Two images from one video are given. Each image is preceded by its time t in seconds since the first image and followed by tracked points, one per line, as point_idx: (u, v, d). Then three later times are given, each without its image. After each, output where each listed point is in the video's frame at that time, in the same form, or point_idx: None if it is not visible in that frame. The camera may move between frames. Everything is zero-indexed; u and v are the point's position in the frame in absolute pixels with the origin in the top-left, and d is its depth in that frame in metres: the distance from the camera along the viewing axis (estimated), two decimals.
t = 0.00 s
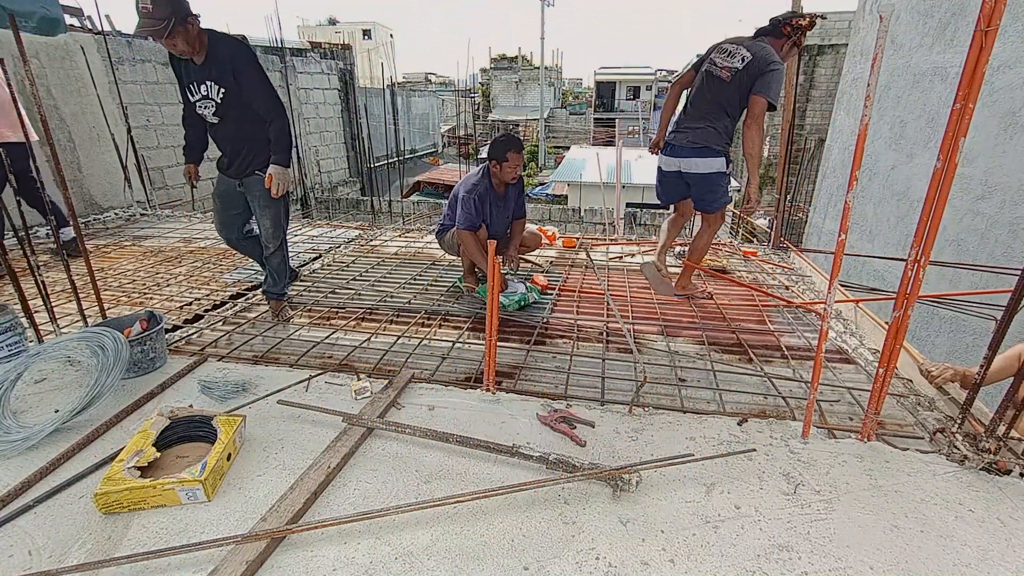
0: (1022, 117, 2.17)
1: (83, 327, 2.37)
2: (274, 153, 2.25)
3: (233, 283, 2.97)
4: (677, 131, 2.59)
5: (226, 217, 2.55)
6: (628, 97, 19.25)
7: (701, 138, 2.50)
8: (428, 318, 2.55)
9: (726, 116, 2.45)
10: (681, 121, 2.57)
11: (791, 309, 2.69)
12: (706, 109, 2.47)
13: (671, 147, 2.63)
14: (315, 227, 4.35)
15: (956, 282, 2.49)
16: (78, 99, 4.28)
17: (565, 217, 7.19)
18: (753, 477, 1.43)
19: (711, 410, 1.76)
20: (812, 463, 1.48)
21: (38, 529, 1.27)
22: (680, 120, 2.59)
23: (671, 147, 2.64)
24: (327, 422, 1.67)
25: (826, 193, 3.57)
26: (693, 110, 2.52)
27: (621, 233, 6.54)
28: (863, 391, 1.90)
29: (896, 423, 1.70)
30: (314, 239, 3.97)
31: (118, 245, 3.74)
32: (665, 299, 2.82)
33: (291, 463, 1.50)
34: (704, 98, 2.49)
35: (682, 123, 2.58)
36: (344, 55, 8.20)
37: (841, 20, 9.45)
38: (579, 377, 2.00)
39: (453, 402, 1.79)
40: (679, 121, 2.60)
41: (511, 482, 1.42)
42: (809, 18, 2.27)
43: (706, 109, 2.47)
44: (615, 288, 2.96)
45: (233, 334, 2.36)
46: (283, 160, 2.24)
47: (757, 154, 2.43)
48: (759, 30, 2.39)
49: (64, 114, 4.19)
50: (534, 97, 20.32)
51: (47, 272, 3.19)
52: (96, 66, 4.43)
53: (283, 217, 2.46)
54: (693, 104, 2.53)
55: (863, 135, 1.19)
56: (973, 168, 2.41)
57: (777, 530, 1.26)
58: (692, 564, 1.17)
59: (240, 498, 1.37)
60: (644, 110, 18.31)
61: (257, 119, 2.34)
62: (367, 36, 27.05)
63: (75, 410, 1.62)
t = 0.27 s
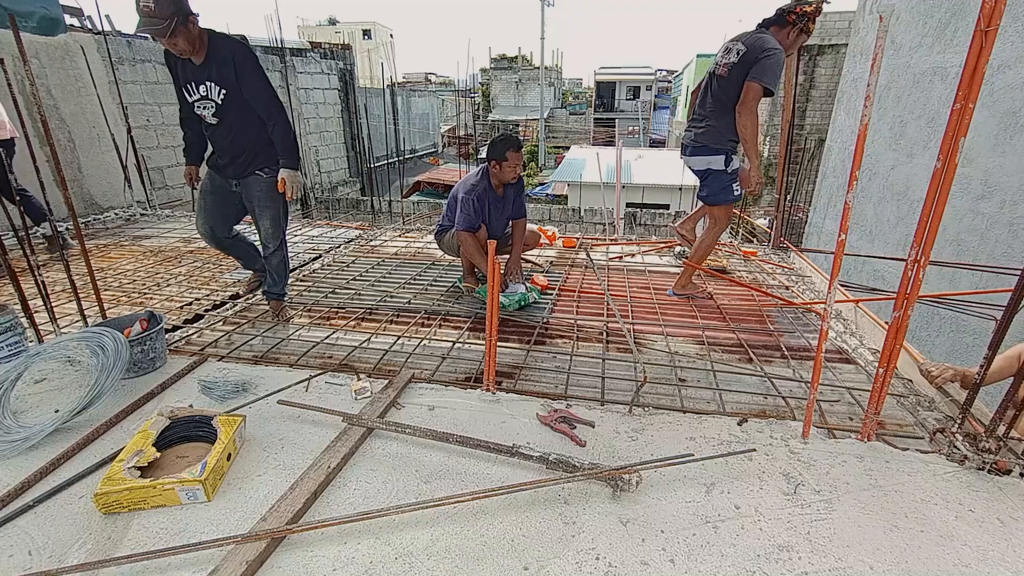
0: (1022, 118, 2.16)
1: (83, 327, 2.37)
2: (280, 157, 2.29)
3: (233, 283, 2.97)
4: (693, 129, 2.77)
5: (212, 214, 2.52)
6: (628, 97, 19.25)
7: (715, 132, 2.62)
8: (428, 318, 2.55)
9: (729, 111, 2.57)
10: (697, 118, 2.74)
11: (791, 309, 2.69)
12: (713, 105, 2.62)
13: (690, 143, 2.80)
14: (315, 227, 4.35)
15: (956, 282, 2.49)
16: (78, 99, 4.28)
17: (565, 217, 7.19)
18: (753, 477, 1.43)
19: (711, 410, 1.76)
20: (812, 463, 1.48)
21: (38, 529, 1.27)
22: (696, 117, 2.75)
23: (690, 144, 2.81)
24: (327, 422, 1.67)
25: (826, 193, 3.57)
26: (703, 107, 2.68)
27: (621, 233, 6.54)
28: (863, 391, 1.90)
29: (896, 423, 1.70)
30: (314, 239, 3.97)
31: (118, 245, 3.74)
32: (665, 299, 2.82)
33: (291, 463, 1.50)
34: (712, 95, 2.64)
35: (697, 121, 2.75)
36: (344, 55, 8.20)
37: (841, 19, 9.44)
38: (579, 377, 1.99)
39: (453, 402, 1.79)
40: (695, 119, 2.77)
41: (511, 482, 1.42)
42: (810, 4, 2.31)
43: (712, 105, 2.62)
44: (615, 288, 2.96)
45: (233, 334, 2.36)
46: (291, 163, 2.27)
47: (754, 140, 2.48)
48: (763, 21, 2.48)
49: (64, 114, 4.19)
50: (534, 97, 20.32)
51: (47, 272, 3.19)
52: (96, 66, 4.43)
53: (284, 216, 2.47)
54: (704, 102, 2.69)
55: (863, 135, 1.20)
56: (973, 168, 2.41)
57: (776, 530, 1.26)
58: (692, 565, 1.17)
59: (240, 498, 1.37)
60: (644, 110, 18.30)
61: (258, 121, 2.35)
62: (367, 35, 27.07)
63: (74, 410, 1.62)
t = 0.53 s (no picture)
0: (1022, 118, 2.16)
1: (83, 327, 2.37)
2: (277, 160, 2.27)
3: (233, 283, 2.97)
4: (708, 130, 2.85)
5: (211, 219, 2.39)
6: (628, 97, 19.27)
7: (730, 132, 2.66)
8: (428, 318, 2.55)
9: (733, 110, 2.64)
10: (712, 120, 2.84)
11: (791, 309, 2.69)
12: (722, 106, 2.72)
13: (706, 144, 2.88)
14: (315, 227, 4.35)
15: (955, 281, 2.49)
16: (78, 99, 4.28)
17: (565, 217, 7.19)
18: (753, 476, 1.43)
19: (711, 410, 1.76)
20: (812, 463, 1.48)
21: (38, 529, 1.27)
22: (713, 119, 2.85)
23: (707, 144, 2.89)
24: (327, 422, 1.67)
25: (826, 193, 3.57)
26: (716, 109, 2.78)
27: (621, 233, 6.56)
28: (863, 391, 1.90)
29: (896, 423, 1.70)
30: (314, 239, 3.97)
31: (118, 245, 3.74)
32: (665, 299, 2.82)
33: (291, 463, 1.50)
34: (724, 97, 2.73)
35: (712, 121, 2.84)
36: (344, 55, 8.21)
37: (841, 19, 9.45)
38: (579, 377, 1.99)
39: (453, 402, 1.79)
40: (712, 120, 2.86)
41: (511, 482, 1.42)
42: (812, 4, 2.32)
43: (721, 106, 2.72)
44: (615, 288, 2.96)
45: (233, 334, 2.36)
46: (289, 166, 2.27)
47: (757, 141, 2.45)
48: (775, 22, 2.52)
49: (64, 114, 4.19)
50: (534, 97, 20.32)
51: (47, 272, 3.19)
52: (96, 66, 4.43)
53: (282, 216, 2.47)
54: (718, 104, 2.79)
55: (864, 134, 1.20)
56: (973, 168, 2.41)
57: (776, 530, 1.26)
58: (692, 565, 1.17)
59: (240, 498, 1.37)
60: (644, 110, 18.30)
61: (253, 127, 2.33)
62: (367, 36, 27.08)
63: (74, 410, 1.62)
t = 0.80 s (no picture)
0: (1022, 118, 2.16)
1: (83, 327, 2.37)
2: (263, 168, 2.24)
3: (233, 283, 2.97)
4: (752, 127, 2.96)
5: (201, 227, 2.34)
6: (628, 97, 19.27)
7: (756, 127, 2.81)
8: (428, 318, 2.55)
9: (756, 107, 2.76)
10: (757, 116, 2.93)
11: (791, 309, 2.69)
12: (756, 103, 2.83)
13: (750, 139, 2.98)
14: (315, 227, 4.35)
15: (956, 281, 2.49)
16: (78, 99, 4.28)
17: (565, 217, 7.19)
18: (753, 477, 1.43)
19: (711, 410, 1.76)
20: (812, 463, 1.48)
21: (39, 529, 1.27)
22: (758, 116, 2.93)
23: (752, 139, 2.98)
24: (327, 422, 1.67)
25: (827, 193, 3.57)
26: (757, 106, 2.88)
27: (621, 233, 6.56)
28: (863, 391, 1.90)
29: (896, 423, 1.70)
30: (314, 239, 3.97)
31: (118, 245, 3.74)
32: (665, 299, 2.82)
33: (291, 463, 1.50)
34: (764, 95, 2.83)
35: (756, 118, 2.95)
36: (344, 55, 8.22)
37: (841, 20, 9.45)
38: (579, 377, 1.99)
39: (453, 402, 1.79)
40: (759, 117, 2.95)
41: (511, 482, 1.42)
42: (833, 11, 2.31)
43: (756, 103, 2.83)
44: (616, 288, 2.96)
45: (233, 334, 2.36)
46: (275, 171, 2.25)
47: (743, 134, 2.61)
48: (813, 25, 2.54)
49: (64, 114, 4.18)
50: (534, 97, 20.32)
51: (47, 272, 3.19)
52: (96, 66, 4.43)
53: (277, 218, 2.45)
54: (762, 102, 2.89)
55: (863, 134, 1.20)
56: (973, 168, 2.40)
57: (776, 530, 1.26)
58: (692, 565, 1.17)
59: (240, 498, 1.37)
60: (644, 110, 18.31)
61: (240, 136, 2.30)
62: (367, 35, 27.09)
63: (74, 410, 1.62)
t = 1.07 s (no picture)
0: (1022, 118, 2.16)
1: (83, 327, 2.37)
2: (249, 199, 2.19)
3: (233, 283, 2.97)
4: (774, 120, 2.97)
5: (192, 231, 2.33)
6: (628, 97, 19.28)
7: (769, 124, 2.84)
8: (428, 318, 2.55)
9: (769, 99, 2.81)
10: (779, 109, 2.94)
11: (791, 309, 2.69)
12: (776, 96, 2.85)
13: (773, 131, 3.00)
14: (315, 227, 4.35)
15: (956, 281, 2.49)
16: (78, 99, 4.28)
17: (565, 217, 7.19)
18: (753, 477, 1.43)
19: (711, 410, 1.76)
20: (812, 463, 1.48)
21: (38, 530, 1.27)
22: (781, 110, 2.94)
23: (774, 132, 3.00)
24: (327, 422, 1.67)
25: (827, 193, 3.57)
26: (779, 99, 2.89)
27: (621, 233, 6.56)
28: (863, 391, 1.90)
29: (896, 423, 1.70)
30: (314, 239, 3.97)
31: (118, 245, 3.74)
32: (665, 299, 2.82)
33: (291, 463, 1.50)
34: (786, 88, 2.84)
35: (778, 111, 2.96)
36: (344, 55, 8.24)
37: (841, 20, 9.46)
38: (579, 377, 1.99)
39: (453, 402, 1.79)
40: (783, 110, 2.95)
41: (511, 482, 1.42)
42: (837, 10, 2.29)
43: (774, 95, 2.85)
44: (616, 287, 2.96)
45: (233, 334, 2.36)
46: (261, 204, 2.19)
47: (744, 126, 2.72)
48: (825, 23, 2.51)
49: (63, 114, 4.18)
50: (534, 97, 20.33)
51: (47, 272, 3.19)
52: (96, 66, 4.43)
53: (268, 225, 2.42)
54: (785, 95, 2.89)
55: (863, 134, 1.20)
56: (973, 168, 2.40)
57: (776, 530, 1.26)
58: (691, 565, 1.17)
59: (240, 498, 1.36)
60: (644, 110, 18.32)
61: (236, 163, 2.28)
62: (367, 36, 27.10)
63: (74, 410, 1.62)
